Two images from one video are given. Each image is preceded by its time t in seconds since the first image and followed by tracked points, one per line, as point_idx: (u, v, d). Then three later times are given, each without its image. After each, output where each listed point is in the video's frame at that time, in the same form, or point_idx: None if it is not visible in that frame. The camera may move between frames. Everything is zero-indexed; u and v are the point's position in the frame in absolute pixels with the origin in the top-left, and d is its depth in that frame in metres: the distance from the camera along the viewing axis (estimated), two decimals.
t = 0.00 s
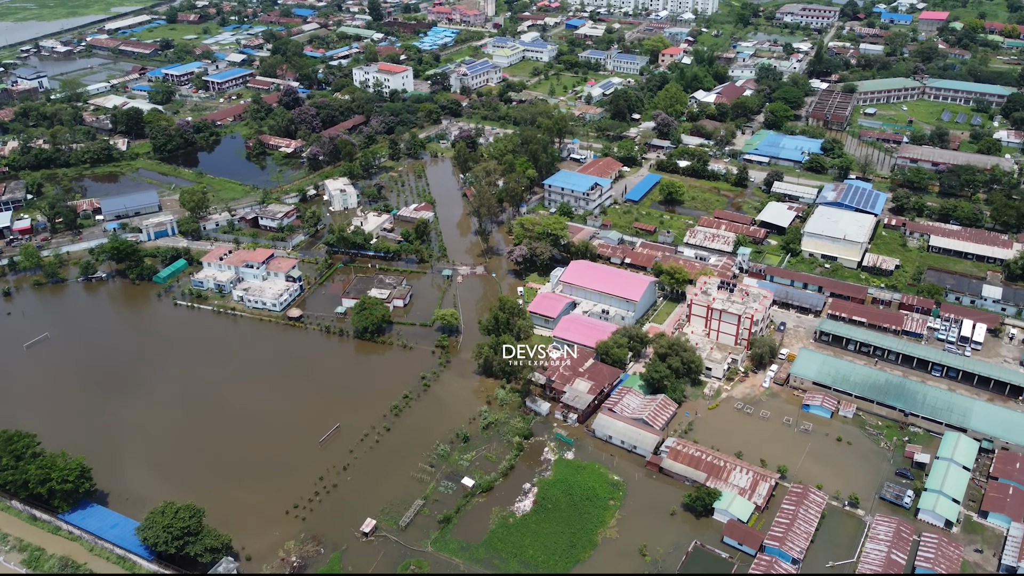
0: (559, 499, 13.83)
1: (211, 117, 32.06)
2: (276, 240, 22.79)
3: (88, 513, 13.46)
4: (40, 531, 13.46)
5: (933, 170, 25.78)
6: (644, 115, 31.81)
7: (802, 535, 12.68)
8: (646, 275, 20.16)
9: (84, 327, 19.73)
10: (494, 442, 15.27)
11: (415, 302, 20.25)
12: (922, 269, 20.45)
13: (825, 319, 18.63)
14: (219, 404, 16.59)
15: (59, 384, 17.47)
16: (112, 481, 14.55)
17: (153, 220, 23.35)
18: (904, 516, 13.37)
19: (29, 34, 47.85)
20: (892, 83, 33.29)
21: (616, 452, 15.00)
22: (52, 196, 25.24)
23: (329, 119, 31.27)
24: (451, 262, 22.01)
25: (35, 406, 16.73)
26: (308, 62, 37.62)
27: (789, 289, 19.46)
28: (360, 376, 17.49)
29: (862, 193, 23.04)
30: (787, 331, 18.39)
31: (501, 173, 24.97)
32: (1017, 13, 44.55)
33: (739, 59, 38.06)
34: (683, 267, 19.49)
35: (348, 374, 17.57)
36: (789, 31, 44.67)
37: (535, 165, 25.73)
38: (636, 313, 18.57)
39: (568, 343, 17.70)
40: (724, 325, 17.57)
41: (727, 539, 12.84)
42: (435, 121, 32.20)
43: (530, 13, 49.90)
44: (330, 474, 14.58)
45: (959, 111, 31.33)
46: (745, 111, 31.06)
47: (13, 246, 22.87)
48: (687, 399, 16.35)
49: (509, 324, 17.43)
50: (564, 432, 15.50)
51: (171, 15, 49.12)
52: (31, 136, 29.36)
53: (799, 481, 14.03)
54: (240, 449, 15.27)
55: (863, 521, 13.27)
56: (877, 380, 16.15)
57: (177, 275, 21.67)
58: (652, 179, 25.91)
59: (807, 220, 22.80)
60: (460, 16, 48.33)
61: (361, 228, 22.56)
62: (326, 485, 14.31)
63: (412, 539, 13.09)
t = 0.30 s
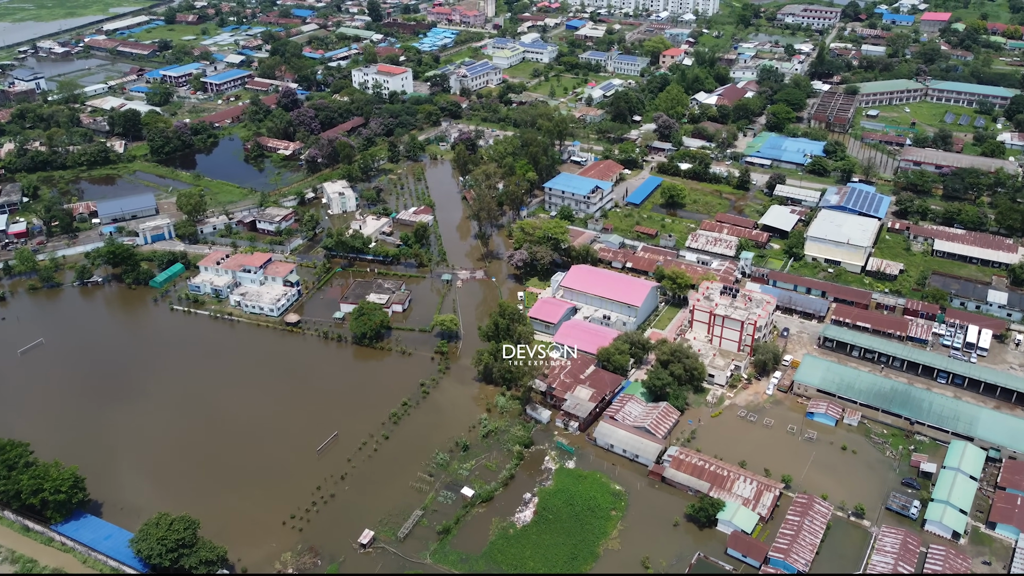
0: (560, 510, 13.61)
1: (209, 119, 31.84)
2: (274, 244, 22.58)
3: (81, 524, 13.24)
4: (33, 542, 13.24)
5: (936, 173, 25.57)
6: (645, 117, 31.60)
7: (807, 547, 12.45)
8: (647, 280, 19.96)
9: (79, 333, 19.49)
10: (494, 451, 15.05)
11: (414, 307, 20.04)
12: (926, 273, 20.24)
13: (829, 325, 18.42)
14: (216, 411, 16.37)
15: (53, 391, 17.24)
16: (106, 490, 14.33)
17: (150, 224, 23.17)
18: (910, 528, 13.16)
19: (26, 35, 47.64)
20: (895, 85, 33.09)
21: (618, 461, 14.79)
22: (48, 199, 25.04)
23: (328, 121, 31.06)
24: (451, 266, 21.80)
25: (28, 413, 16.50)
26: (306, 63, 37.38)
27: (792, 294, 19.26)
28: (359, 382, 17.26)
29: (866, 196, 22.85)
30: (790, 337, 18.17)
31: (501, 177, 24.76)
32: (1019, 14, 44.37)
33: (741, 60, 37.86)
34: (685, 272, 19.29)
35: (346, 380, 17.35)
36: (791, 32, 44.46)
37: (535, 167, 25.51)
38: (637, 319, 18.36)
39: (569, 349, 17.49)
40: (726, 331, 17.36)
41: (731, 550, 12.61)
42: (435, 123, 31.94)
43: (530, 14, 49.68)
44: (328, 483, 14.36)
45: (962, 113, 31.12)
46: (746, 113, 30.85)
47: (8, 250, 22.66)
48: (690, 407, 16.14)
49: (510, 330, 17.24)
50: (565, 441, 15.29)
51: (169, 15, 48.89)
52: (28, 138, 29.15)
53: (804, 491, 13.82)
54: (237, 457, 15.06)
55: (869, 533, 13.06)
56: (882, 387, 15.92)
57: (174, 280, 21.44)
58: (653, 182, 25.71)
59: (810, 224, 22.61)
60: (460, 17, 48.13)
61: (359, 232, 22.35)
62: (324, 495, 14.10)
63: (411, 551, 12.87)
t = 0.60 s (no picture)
0: (561, 521, 13.39)
1: (207, 121, 31.60)
2: (272, 248, 22.36)
3: (74, 535, 13.03)
4: (25, 554, 12.97)
5: (939, 176, 25.36)
6: (646, 120, 31.37)
7: (812, 559, 12.23)
8: (649, 285, 19.74)
9: (75, 338, 19.28)
10: (494, 460, 14.84)
11: (413, 312, 19.83)
12: (930, 278, 20.04)
13: (833, 330, 18.22)
14: (212, 419, 16.17)
15: (48, 398, 17.03)
16: (101, 501, 14.12)
17: (147, 227, 22.94)
18: (917, 539, 12.94)
19: (23, 37, 47.43)
20: (897, 87, 32.87)
21: (620, 470, 14.58)
22: (44, 202, 24.81)
23: (326, 124, 30.86)
24: (450, 271, 21.58)
25: (22, 421, 16.28)
26: (305, 65, 37.15)
27: (795, 300, 19.06)
28: (357, 389, 17.06)
29: (869, 200, 22.66)
30: (794, 343, 17.97)
31: (501, 180, 24.56)
32: (1020, 16, 44.22)
33: (742, 62, 37.67)
34: (687, 277, 19.08)
35: (344, 387, 17.14)
36: (792, 33, 44.26)
37: (535, 170, 25.30)
38: (639, 325, 18.15)
39: (570, 356, 17.29)
40: (729, 337, 17.16)
41: (735, 562, 12.39)
42: (434, 125, 31.68)
43: (529, 15, 49.48)
44: (325, 493, 14.15)
45: (965, 115, 30.93)
46: (748, 115, 30.66)
47: (3, 254, 22.43)
48: (692, 415, 15.93)
49: (510, 336, 17.03)
50: (566, 450, 15.08)
51: (167, 16, 48.65)
52: (24, 140, 28.94)
53: (809, 502, 13.61)
54: (233, 466, 14.86)
55: (875, 544, 12.84)
56: (887, 395, 15.71)
57: (170, 284, 21.21)
58: (655, 185, 25.49)
59: (813, 228, 22.40)
60: (459, 18, 47.91)
61: (358, 236, 22.13)
62: (321, 505, 13.89)
63: (409, 563, 12.66)
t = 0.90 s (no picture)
0: (563, 532, 13.17)
1: (204, 123, 31.38)
2: (270, 252, 22.14)
3: (67, 547, 12.81)
4: (17, 567, 12.75)
5: (943, 179, 25.14)
6: (646, 122, 31.15)
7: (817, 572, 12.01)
8: (651, 290, 19.53)
9: (70, 344, 19.06)
10: (494, 469, 14.63)
11: (412, 317, 19.62)
12: (935, 283, 19.82)
13: (836, 336, 18.02)
14: (208, 427, 15.98)
15: (42, 405, 16.82)
16: (95, 511, 13.90)
17: (143, 231, 22.72)
18: (924, 550, 12.72)
19: (21, 37, 47.22)
20: (900, 88, 32.65)
21: (622, 480, 14.37)
22: (39, 205, 24.59)
23: (325, 126, 30.67)
24: (450, 275, 21.37)
25: (15, 429, 16.07)
26: (304, 67, 36.93)
27: (798, 305, 18.86)
28: (355, 396, 16.86)
29: (872, 203, 22.47)
30: (797, 349, 17.76)
31: (501, 183, 24.35)
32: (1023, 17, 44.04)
33: (743, 63, 37.48)
34: (689, 282, 18.87)
35: (343, 394, 16.94)
36: (793, 34, 44.06)
37: (535, 173, 25.08)
38: (641, 330, 17.94)
39: (572, 362, 17.07)
40: (732, 344, 16.94)
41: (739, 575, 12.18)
42: (434, 127, 31.43)
43: (529, 16, 49.27)
44: (323, 503, 13.93)
45: (968, 117, 30.73)
46: (749, 117, 30.48)
47: None
48: (695, 423, 15.72)
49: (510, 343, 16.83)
50: (567, 458, 14.86)
51: (166, 17, 48.41)
52: (20, 142, 28.72)
53: (814, 512, 13.39)
54: (229, 475, 14.66)
55: (881, 556, 12.62)
56: (892, 403, 15.48)
57: (167, 289, 21.00)
58: (656, 188, 25.28)
59: (816, 232, 22.20)
60: (459, 19, 47.70)
61: (357, 240, 21.92)
62: (318, 516, 13.66)
63: None
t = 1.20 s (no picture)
0: (564, 543, 12.94)
1: (202, 125, 31.15)
2: (267, 256, 21.94)
3: (59, 560, 12.59)
4: None
5: (947, 182, 24.94)
6: (647, 123, 30.94)
7: None
8: (653, 295, 19.32)
9: (64, 350, 18.83)
10: (494, 478, 14.42)
11: (412, 322, 19.41)
12: (940, 288, 19.62)
13: (840, 342, 17.82)
14: (204, 435, 15.75)
15: (35, 413, 16.58)
16: (88, 522, 13.69)
17: (140, 235, 22.50)
18: (931, 563, 12.51)
19: (19, 38, 46.98)
20: (902, 90, 32.46)
21: (624, 489, 14.15)
22: (35, 209, 24.36)
23: (324, 128, 30.45)
24: (450, 279, 21.16)
25: (8, 438, 15.85)
26: (303, 68, 36.70)
27: (802, 310, 18.65)
28: (354, 404, 16.65)
29: (876, 207, 22.27)
30: (801, 356, 17.56)
31: (501, 186, 24.14)
32: None
33: (744, 65, 37.27)
34: (691, 287, 18.67)
35: (340, 402, 16.73)
36: (794, 35, 43.86)
37: (535, 176, 24.87)
38: (643, 337, 17.73)
39: (572, 369, 16.86)
40: (735, 351, 16.74)
41: None
42: (433, 129, 31.22)
43: (529, 17, 49.07)
44: (320, 514, 13.72)
45: (971, 119, 30.52)
46: (751, 119, 30.29)
47: None
48: (698, 431, 15.51)
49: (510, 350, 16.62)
50: (569, 468, 14.64)
51: (164, 18, 48.18)
52: (16, 145, 28.49)
53: (819, 524, 13.17)
54: (224, 484, 14.44)
55: (888, 568, 12.39)
56: (897, 411, 15.29)
57: (163, 294, 20.77)
58: (657, 191, 25.07)
59: (819, 235, 22.00)
60: (459, 20, 47.50)
61: (355, 244, 21.71)
62: (316, 527, 13.45)
63: None
